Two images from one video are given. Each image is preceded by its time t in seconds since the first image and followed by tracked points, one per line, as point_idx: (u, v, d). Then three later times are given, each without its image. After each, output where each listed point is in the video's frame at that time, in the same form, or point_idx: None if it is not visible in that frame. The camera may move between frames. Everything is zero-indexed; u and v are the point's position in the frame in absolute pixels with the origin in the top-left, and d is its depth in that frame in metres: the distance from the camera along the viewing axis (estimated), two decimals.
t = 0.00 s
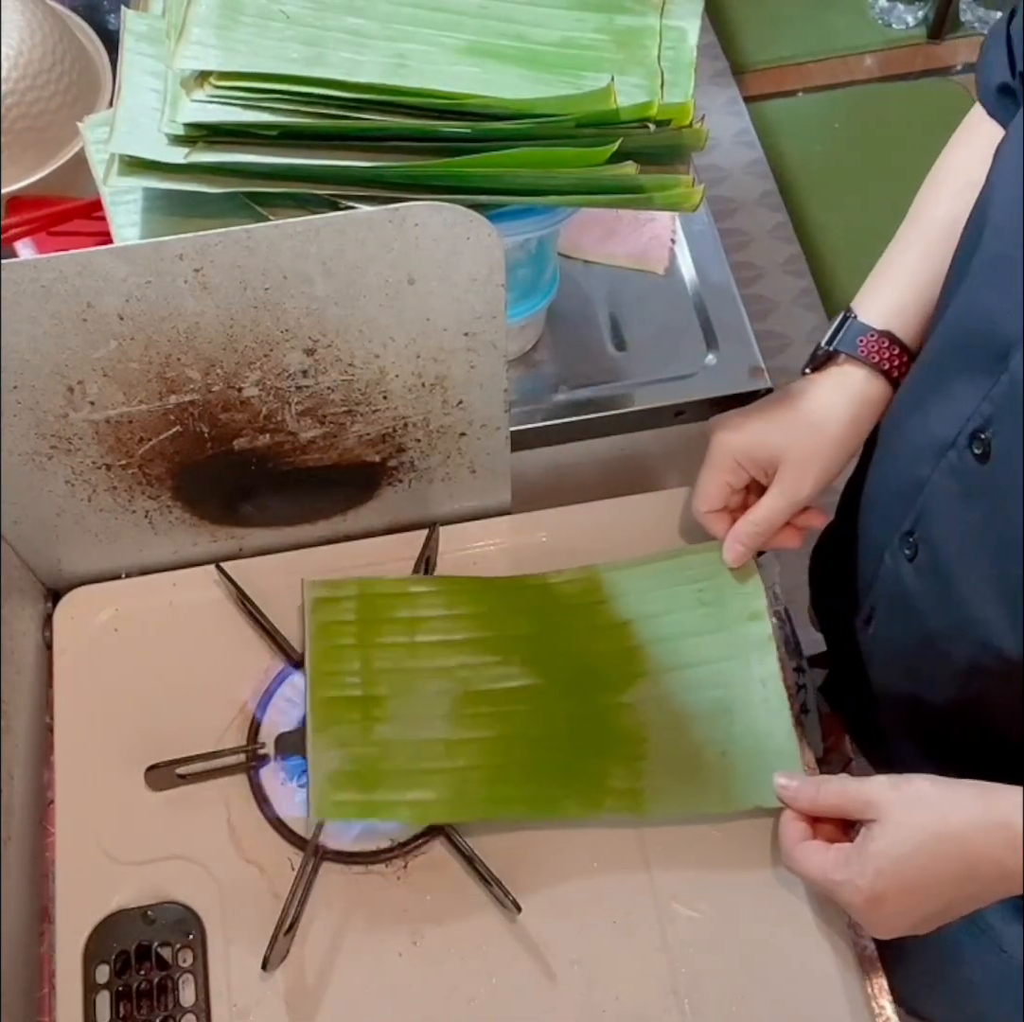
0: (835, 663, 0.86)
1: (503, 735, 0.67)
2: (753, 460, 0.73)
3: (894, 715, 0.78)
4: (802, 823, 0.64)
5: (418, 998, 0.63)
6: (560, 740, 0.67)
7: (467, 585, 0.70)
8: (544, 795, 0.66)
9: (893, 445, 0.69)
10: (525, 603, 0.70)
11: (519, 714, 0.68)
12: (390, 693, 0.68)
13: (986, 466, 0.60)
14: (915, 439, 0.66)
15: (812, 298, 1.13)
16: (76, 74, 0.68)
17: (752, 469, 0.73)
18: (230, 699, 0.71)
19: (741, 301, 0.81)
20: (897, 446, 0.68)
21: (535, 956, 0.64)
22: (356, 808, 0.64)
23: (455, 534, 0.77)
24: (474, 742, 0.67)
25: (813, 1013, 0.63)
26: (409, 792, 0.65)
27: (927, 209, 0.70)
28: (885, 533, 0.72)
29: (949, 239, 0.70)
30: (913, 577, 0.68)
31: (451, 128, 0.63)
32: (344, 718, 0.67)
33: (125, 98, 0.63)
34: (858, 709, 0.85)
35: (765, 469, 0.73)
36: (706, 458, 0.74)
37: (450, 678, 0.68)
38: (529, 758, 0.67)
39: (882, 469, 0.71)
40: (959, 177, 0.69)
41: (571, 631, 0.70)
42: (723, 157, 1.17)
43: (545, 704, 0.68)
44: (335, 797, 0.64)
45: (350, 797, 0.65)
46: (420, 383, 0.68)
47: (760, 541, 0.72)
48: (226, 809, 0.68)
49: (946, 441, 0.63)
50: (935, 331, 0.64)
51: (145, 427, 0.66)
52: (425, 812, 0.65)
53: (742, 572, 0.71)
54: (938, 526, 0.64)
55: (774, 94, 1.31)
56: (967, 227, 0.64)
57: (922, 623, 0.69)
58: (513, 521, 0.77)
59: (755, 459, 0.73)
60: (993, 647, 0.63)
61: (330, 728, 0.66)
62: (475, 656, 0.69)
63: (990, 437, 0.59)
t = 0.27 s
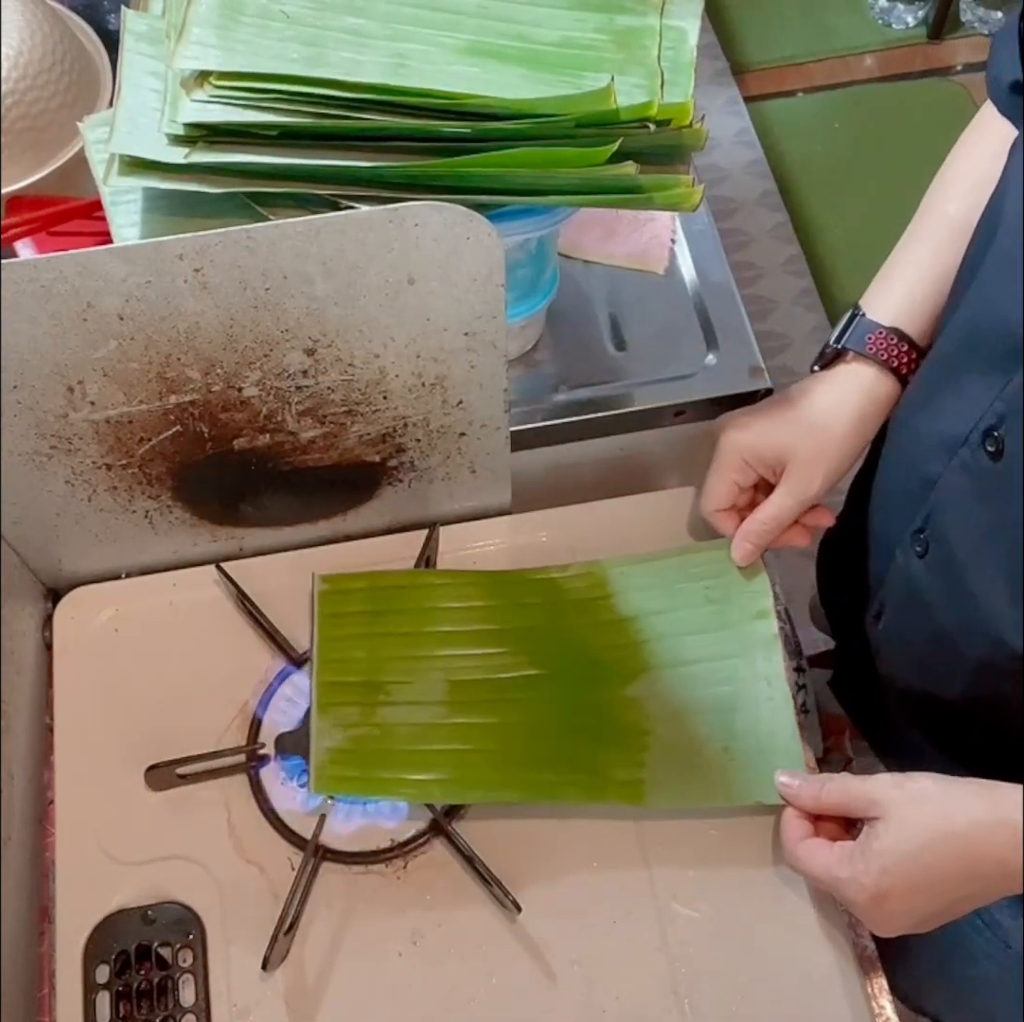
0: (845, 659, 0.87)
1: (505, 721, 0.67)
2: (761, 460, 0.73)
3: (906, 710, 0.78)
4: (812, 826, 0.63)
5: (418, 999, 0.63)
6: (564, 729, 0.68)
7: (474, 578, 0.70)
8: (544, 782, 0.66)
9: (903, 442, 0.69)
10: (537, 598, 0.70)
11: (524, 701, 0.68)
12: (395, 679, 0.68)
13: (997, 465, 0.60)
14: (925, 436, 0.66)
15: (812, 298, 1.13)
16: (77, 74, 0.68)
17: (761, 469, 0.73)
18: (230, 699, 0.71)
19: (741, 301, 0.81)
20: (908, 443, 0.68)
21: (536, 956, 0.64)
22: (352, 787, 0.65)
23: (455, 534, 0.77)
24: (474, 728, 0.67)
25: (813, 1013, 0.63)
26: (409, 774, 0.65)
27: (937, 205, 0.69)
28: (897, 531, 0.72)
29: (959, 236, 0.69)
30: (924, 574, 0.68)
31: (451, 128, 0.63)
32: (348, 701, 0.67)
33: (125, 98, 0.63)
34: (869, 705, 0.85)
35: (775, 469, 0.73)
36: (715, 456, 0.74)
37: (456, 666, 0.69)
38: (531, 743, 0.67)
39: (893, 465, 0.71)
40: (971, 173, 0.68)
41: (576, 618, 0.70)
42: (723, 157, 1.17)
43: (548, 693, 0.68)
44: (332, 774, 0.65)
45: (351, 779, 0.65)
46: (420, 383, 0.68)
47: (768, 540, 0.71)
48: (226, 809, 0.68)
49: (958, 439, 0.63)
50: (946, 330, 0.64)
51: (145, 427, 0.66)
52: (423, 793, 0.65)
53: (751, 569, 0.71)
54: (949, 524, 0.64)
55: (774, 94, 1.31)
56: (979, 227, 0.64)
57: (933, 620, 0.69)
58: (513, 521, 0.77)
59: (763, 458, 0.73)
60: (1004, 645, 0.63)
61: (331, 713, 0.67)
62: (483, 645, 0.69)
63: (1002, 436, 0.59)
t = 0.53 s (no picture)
0: (849, 658, 0.87)
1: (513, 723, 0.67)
2: (770, 461, 0.74)
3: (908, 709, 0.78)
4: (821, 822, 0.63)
5: (418, 998, 0.63)
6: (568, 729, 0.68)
7: (479, 580, 0.70)
8: (554, 783, 0.66)
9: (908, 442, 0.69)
10: (544, 599, 0.70)
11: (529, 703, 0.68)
12: (403, 682, 0.68)
13: (1004, 465, 0.60)
14: (930, 437, 0.66)
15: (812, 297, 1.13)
16: (77, 74, 0.68)
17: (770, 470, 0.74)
18: (229, 700, 0.71)
19: (741, 301, 0.81)
20: (913, 444, 0.68)
21: (536, 956, 0.64)
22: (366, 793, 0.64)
23: (454, 534, 0.77)
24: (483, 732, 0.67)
25: (813, 1014, 0.63)
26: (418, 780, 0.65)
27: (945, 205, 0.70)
28: (902, 530, 0.72)
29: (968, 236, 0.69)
30: (928, 575, 0.68)
31: (452, 129, 0.63)
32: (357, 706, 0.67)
33: (125, 98, 0.63)
34: (871, 704, 0.85)
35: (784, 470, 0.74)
36: (722, 460, 0.75)
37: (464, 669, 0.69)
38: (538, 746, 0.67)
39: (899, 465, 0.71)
40: (979, 174, 0.69)
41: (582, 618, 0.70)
42: (723, 157, 1.17)
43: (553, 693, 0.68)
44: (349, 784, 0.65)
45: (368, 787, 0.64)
46: (420, 383, 0.68)
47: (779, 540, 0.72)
48: (226, 809, 0.68)
49: (964, 440, 0.63)
50: (952, 331, 0.64)
51: (145, 427, 0.66)
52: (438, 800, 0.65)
53: (762, 570, 0.71)
54: (954, 525, 0.64)
55: (774, 94, 1.31)
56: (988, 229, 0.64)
57: (937, 620, 0.69)
58: (513, 521, 0.77)
59: (772, 459, 0.74)
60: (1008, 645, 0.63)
61: (343, 718, 0.66)
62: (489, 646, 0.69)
63: (1010, 436, 0.59)
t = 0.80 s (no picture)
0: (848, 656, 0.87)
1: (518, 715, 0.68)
2: (785, 453, 0.72)
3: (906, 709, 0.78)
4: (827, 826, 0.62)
5: (418, 998, 0.63)
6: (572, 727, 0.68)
7: (500, 573, 0.71)
8: (565, 778, 0.66)
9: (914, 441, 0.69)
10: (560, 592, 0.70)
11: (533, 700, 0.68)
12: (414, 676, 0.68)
13: (1008, 467, 0.60)
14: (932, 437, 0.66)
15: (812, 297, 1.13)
16: (77, 74, 0.68)
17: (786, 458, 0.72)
18: (229, 700, 0.71)
19: (741, 301, 0.81)
20: (916, 442, 0.68)
21: (536, 956, 0.64)
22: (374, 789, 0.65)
23: (454, 534, 0.77)
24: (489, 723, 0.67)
25: (814, 1014, 0.63)
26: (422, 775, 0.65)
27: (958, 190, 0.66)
28: (904, 527, 0.72)
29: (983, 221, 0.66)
30: (931, 574, 0.68)
31: (452, 128, 0.63)
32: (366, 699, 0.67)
33: (125, 98, 0.63)
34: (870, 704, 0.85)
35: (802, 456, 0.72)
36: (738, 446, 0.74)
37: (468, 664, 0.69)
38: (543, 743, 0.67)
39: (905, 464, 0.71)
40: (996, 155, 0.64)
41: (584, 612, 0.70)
42: (723, 157, 1.17)
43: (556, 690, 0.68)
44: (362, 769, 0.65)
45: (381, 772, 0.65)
46: (420, 383, 0.68)
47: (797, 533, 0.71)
48: (226, 809, 0.68)
49: (965, 440, 0.63)
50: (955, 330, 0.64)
51: (145, 427, 0.66)
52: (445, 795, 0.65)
53: (779, 561, 0.71)
54: (957, 524, 0.65)
55: (774, 94, 1.31)
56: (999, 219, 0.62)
57: (940, 619, 0.69)
58: (513, 521, 0.77)
59: (788, 450, 0.71)
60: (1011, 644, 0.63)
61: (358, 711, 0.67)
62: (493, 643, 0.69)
63: (1014, 438, 0.59)
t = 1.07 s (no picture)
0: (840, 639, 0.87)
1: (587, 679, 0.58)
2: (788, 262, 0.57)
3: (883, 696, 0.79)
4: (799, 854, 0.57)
5: (418, 998, 0.62)
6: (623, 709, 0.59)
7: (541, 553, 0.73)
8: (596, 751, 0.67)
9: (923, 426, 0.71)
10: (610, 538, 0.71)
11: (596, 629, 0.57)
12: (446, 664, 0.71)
13: (1010, 457, 0.61)
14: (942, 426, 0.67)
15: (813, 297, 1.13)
16: (77, 74, 0.68)
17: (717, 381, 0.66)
18: (229, 700, 0.71)
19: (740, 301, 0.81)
20: (933, 436, 0.69)
21: (535, 956, 0.64)
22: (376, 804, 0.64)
23: (455, 534, 0.77)
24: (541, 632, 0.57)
25: (813, 1014, 0.63)
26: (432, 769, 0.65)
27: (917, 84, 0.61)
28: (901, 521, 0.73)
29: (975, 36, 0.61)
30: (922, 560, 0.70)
31: (452, 128, 0.63)
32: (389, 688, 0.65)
33: (125, 98, 0.63)
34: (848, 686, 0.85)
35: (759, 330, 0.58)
36: (719, 273, 0.59)
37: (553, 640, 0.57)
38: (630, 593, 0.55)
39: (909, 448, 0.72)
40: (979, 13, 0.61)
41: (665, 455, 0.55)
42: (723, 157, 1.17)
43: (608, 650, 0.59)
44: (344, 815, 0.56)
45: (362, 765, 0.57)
46: (420, 383, 0.68)
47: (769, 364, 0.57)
48: (227, 809, 0.68)
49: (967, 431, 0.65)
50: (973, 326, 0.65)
51: (145, 427, 0.66)
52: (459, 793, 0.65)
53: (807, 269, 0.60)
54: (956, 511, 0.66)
55: (774, 93, 1.31)
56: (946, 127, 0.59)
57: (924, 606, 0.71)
58: (513, 521, 0.77)
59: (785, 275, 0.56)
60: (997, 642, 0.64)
61: (372, 708, 0.66)
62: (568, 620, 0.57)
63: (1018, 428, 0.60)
